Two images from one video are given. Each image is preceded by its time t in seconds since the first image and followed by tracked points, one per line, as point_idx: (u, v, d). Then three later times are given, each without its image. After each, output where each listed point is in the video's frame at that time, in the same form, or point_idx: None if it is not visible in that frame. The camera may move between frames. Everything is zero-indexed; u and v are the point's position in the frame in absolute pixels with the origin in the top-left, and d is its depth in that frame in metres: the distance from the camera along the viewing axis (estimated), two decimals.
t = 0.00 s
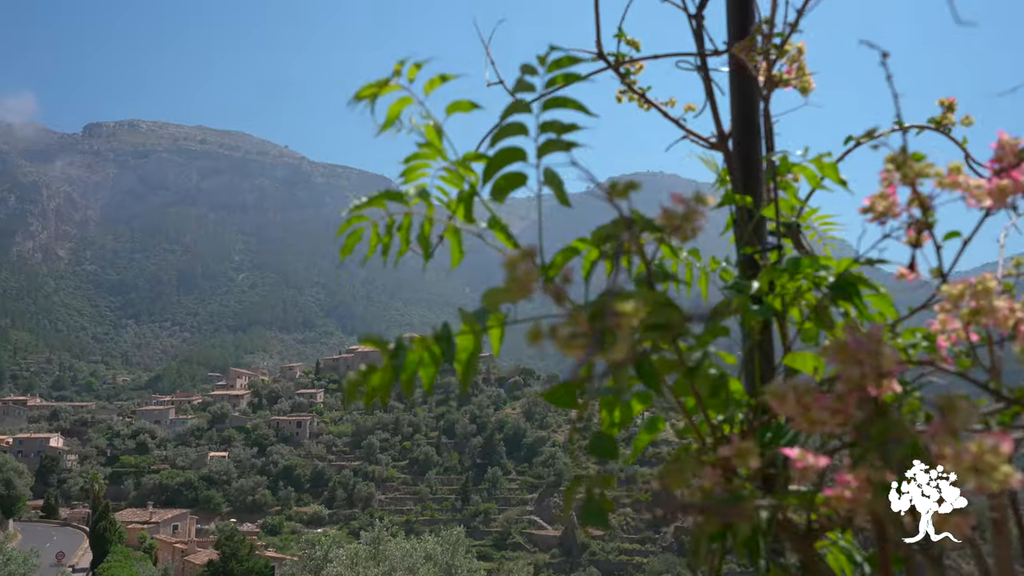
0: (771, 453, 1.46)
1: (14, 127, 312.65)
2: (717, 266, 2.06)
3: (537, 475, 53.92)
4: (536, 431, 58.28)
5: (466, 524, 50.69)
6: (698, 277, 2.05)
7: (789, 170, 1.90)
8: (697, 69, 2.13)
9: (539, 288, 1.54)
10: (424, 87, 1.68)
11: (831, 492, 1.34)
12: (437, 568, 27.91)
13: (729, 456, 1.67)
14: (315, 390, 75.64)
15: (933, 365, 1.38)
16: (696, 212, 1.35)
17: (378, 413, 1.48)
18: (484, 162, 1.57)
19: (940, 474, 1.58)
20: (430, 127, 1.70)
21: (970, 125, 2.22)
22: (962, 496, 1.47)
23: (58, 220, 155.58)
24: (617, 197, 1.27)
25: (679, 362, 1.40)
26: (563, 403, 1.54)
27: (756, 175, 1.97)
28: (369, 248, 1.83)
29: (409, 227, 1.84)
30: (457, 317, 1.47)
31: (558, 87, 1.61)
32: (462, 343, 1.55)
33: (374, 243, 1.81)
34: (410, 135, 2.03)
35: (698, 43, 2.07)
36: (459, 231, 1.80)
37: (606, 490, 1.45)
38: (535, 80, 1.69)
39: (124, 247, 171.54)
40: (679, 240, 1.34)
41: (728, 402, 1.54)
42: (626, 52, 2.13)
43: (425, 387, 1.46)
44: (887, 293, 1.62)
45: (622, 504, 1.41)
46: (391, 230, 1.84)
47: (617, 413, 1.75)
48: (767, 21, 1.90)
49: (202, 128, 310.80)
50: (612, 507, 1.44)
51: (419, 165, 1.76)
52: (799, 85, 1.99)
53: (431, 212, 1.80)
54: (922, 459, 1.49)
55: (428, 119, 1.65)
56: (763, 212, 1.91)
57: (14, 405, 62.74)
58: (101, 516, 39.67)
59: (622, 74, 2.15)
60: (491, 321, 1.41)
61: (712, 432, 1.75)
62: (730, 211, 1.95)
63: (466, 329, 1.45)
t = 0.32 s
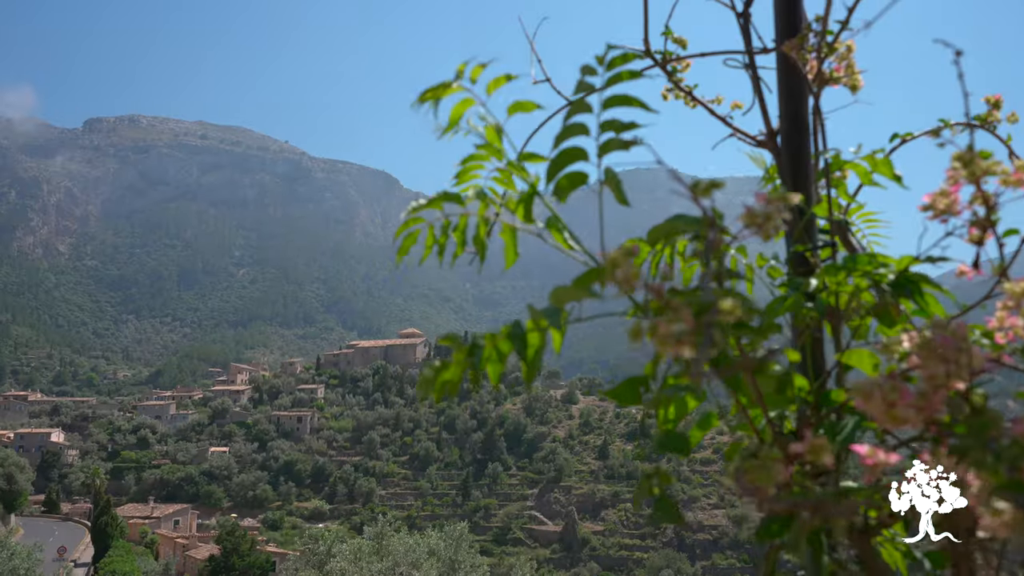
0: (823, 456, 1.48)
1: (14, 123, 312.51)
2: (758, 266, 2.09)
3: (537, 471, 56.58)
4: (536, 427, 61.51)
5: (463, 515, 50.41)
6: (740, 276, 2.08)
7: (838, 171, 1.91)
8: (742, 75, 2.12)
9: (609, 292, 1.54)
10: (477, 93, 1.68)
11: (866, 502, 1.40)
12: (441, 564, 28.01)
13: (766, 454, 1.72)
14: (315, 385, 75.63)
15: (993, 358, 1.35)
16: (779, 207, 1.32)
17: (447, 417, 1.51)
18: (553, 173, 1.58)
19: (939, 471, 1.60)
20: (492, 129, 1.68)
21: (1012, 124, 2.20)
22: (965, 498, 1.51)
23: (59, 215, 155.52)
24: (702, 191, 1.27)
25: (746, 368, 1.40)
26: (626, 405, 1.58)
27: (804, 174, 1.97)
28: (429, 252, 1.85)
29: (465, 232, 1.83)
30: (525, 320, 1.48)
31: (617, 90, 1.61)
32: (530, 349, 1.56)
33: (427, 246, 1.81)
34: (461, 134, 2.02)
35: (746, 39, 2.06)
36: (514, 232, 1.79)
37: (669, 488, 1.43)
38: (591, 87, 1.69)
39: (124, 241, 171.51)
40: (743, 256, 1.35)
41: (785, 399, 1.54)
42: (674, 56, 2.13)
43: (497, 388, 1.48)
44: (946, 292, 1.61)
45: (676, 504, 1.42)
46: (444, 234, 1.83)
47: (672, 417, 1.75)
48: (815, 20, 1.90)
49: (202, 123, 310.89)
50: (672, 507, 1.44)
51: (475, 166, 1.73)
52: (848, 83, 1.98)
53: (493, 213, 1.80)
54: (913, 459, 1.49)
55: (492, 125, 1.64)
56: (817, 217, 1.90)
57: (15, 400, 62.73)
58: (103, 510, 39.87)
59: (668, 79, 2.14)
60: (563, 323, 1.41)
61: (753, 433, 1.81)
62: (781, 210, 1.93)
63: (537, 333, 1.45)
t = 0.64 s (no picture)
0: (862, 440, 1.60)
1: (15, 119, 312.65)
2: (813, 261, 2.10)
3: (540, 467, 56.83)
4: (537, 423, 61.75)
5: (464, 509, 50.30)
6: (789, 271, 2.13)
7: (896, 169, 1.94)
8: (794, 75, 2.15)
9: (687, 284, 1.60)
10: (551, 91, 1.74)
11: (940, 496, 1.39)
12: (445, 559, 28.15)
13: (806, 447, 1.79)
14: (317, 381, 75.70)
15: None
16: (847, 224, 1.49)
17: (534, 403, 1.58)
18: (633, 169, 1.62)
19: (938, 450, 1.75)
20: (566, 128, 1.73)
21: None
22: (961, 500, 1.67)
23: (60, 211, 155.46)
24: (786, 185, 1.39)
25: (815, 364, 1.44)
26: (701, 398, 1.62)
27: (862, 168, 1.98)
28: (504, 244, 1.92)
29: (535, 223, 1.87)
30: (608, 313, 1.53)
31: (692, 87, 1.65)
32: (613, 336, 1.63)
33: (498, 240, 1.84)
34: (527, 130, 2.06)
35: (801, 44, 2.08)
36: (580, 227, 1.82)
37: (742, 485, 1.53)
38: (665, 84, 1.72)
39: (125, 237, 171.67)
40: (803, 265, 1.44)
41: (853, 393, 1.60)
42: (729, 54, 2.16)
43: (575, 379, 1.53)
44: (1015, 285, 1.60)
45: (750, 491, 1.53)
46: (513, 228, 1.87)
47: (735, 411, 1.78)
48: (875, 25, 1.93)
49: (203, 119, 310.93)
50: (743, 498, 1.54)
51: (546, 162, 1.80)
52: (905, 81, 2.00)
53: (561, 206, 1.83)
54: (926, 455, 1.61)
55: (567, 124, 1.69)
56: (871, 216, 1.91)
57: (17, 396, 62.74)
58: (106, 506, 39.92)
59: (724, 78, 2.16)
60: (648, 320, 1.46)
61: (802, 430, 1.89)
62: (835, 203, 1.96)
63: (617, 326, 1.50)
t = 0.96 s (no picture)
0: (937, 438, 1.61)
1: (17, 115, 312.64)
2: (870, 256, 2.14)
3: (541, 462, 56.84)
4: (538, 419, 61.82)
5: (466, 505, 50.26)
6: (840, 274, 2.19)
7: (965, 164, 1.97)
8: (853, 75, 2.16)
9: (769, 288, 1.65)
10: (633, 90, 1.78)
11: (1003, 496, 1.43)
12: (451, 554, 28.23)
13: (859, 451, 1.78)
14: (319, 377, 75.72)
15: None
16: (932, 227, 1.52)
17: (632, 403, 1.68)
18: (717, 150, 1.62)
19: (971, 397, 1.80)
20: (646, 131, 1.76)
21: None
22: (961, 500, 1.63)
23: (62, 206, 155.54)
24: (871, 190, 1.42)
25: (885, 346, 1.48)
26: (782, 395, 1.64)
27: (922, 167, 2.00)
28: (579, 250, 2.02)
29: (608, 226, 1.91)
30: (694, 311, 1.58)
31: (776, 89, 1.68)
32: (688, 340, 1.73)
33: (574, 238, 1.88)
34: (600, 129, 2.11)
35: (861, 44, 2.10)
36: (658, 228, 1.89)
37: (812, 471, 1.62)
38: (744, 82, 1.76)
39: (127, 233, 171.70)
40: (886, 275, 1.49)
41: (937, 390, 1.62)
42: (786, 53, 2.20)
43: (662, 378, 1.57)
44: None
45: (826, 487, 1.57)
46: (588, 231, 1.96)
47: (798, 405, 1.84)
48: (939, 23, 1.94)
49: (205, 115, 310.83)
50: (816, 482, 1.62)
51: (620, 163, 1.83)
52: (967, 81, 2.01)
53: (638, 204, 1.88)
54: (940, 459, 1.61)
55: (653, 129, 1.73)
56: (929, 211, 1.91)
57: (20, 392, 62.72)
58: (109, 502, 39.86)
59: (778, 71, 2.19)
60: (738, 309, 1.52)
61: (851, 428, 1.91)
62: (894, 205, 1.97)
63: (704, 320, 1.56)
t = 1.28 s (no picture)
0: None
1: (20, 113, 312.74)
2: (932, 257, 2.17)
3: (543, 459, 56.72)
4: (541, 417, 61.77)
5: (468, 502, 50.31)
6: (898, 269, 2.25)
7: None
8: (915, 68, 2.19)
9: (854, 285, 1.72)
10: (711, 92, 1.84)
11: None
12: (456, 552, 28.20)
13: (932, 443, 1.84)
14: (322, 374, 75.65)
15: None
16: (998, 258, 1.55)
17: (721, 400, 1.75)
18: (814, 159, 1.66)
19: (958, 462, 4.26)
20: (728, 131, 1.81)
21: None
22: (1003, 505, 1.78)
23: (63, 204, 155.49)
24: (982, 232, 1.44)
25: (972, 346, 1.53)
26: (867, 388, 1.70)
27: (990, 163, 2.02)
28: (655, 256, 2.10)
29: (686, 226, 1.95)
30: (782, 308, 1.63)
31: (854, 100, 1.73)
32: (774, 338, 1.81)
33: (652, 237, 1.93)
34: (680, 129, 2.15)
35: (929, 45, 2.12)
36: (734, 226, 1.95)
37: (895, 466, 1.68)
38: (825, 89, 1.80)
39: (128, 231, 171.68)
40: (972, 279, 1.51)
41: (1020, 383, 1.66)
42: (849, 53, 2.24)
43: (758, 374, 1.63)
44: None
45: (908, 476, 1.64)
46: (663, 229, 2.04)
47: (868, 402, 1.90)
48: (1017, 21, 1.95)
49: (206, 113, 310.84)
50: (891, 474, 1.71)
51: (700, 163, 1.87)
52: None
53: (710, 208, 1.92)
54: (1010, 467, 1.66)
55: (732, 130, 1.80)
56: (995, 207, 1.95)
57: (22, 390, 62.75)
58: (112, 499, 39.72)
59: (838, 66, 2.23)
60: (827, 303, 1.60)
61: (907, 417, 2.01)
62: (967, 204, 1.97)
63: (793, 316, 1.63)
